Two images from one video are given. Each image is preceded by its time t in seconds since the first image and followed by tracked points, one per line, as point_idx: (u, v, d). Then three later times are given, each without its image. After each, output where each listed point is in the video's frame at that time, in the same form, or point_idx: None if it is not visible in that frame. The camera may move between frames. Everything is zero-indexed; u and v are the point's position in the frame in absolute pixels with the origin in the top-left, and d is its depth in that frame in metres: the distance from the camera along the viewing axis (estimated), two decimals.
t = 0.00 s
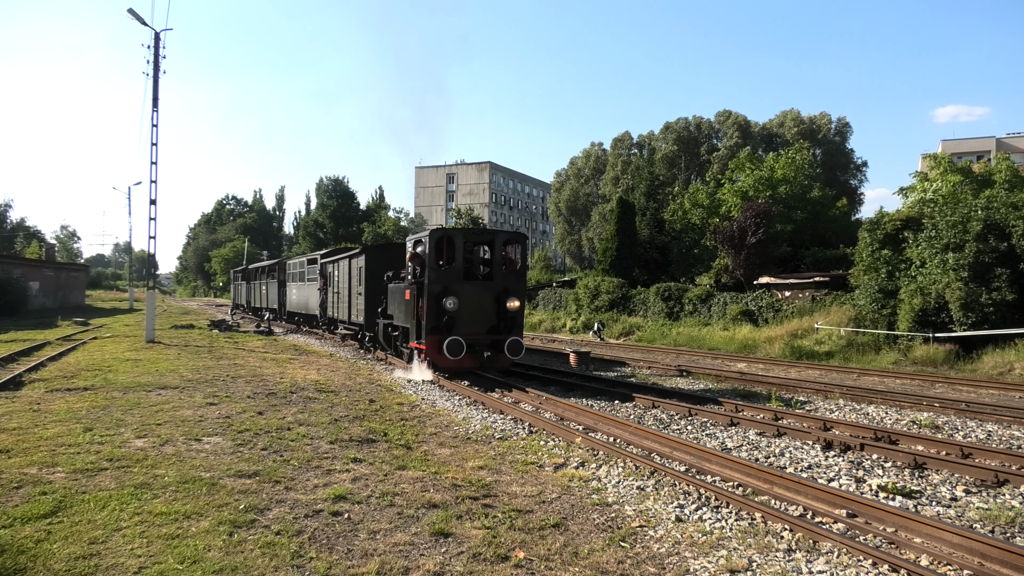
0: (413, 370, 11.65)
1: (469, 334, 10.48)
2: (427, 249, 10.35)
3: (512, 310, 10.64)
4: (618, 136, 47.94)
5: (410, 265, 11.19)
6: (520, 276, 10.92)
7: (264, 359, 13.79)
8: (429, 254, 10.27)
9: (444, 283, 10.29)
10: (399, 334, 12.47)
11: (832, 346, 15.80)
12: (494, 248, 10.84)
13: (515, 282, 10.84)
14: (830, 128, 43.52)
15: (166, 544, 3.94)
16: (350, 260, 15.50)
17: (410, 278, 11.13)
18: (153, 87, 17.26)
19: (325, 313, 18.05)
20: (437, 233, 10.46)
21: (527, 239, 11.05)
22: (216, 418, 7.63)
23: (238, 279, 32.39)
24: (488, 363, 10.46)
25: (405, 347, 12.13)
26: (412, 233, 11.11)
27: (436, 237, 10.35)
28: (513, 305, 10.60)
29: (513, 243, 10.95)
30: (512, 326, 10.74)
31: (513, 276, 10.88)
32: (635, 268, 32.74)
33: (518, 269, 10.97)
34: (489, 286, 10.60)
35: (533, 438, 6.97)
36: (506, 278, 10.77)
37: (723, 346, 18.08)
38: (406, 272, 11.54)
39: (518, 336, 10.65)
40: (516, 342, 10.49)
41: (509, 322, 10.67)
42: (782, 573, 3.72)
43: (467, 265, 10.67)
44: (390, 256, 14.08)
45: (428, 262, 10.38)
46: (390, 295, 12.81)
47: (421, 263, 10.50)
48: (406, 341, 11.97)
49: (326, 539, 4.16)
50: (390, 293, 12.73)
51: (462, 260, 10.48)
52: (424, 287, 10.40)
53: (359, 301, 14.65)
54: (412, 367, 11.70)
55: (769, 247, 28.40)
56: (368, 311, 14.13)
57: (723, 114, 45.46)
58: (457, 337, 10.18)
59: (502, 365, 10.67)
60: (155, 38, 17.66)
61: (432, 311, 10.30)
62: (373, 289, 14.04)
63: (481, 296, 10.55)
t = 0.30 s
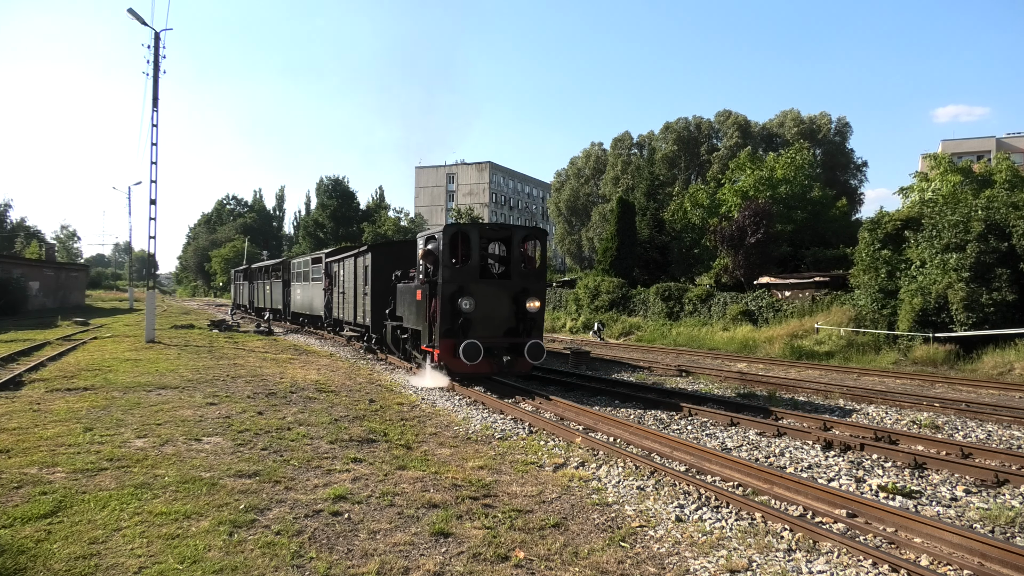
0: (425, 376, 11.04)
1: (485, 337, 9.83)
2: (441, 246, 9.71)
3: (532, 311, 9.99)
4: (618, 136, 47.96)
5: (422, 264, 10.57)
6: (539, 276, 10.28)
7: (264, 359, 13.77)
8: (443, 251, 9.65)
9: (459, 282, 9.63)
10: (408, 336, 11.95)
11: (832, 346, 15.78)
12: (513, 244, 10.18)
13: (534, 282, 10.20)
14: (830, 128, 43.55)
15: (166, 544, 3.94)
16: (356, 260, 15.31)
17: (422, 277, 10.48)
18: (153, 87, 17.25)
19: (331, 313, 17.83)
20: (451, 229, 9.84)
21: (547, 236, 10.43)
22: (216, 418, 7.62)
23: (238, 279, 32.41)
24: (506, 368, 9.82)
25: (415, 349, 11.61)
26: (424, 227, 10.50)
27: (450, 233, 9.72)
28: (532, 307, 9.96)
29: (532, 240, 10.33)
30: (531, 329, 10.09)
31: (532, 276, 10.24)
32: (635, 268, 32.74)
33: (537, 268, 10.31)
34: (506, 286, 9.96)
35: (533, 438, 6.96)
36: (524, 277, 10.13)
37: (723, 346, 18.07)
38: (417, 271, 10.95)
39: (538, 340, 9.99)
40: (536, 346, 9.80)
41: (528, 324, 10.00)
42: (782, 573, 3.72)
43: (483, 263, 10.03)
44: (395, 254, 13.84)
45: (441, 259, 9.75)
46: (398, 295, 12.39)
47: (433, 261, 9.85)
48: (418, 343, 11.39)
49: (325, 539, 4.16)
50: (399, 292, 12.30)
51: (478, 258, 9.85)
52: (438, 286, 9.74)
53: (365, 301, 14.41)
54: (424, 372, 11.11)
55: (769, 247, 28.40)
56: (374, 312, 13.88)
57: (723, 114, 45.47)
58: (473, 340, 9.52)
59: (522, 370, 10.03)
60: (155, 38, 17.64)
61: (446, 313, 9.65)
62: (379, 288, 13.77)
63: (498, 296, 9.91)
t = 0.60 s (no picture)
0: (437, 382, 10.41)
1: (502, 340, 9.28)
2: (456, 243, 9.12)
3: (552, 313, 9.48)
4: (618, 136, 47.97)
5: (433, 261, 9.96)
6: (559, 275, 9.77)
7: (264, 359, 13.76)
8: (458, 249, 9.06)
9: (476, 282, 9.06)
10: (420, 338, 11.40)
11: (832, 346, 15.76)
12: (531, 242, 9.65)
13: (554, 281, 9.69)
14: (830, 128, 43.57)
15: (166, 544, 3.94)
16: (362, 258, 14.90)
17: (433, 276, 9.87)
18: (153, 87, 17.24)
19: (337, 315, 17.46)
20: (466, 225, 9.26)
21: (566, 233, 9.93)
22: (216, 418, 7.62)
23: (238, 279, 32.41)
24: (525, 374, 9.26)
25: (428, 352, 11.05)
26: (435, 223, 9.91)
27: (465, 229, 9.14)
28: (552, 308, 9.45)
29: (551, 237, 9.81)
30: (551, 331, 9.57)
31: (551, 275, 9.73)
32: (635, 268, 32.75)
33: (556, 268, 9.80)
34: (525, 286, 9.43)
35: (533, 438, 6.96)
36: (543, 277, 9.61)
37: (723, 346, 18.06)
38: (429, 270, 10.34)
39: (558, 343, 9.47)
40: (557, 350, 9.26)
41: (547, 327, 9.50)
42: (782, 573, 3.72)
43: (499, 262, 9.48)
44: (402, 252, 13.44)
45: (455, 257, 9.15)
46: (408, 295, 11.85)
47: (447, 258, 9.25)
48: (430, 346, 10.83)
49: (326, 539, 4.16)
50: (409, 292, 11.78)
51: (494, 256, 9.29)
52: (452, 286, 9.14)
53: (372, 301, 14.03)
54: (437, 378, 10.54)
55: (769, 247, 28.40)
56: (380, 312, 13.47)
57: (723, 114, 45.48)
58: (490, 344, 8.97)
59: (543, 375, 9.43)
60: (155, 38, 17.64)
61: (461, 315, 9.06)
62: (386, 287, 13.35)
63: (516, 297, 9.37)
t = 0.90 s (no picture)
0: (448, 386, 9.87)
1: (526, 343, 8.51)
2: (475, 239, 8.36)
3: (579, 314, 8.68)
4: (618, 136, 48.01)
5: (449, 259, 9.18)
6: (586, 273, 9.00)
7: (264, 359, 13.76)
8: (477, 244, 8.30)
9: (496, 280, 8.29)
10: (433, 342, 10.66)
11: (832, 346, 15.76)
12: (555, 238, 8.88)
13: (581, 280, 8.92)
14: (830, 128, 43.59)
15: (166, 544, 3.94)
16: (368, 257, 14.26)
17: (449, 274, 9.08)
18: (153, 87, 17.25)
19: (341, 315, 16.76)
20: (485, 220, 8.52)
21: (593, 227, 9.14)
22: (217, 418, 7.62)
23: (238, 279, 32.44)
24: (552, 381, 8.45)
25: (442, 356, 10.32)
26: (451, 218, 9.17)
27: (485, 224, 8.39)
28: (579, 308, 8.67)
29: (577, 232, 9.04)
30: (577, 334, 8.78)
31: (577, 273, 8.95)
32: (635, 268, 32.78)
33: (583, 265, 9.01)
34: (549, 285, 8.66)
35: (533, 438, 6.96)
36: (569, 275, 8.84)
37: (723, 346, 18.06)
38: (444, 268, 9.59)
39: (585, 347, 8.69)
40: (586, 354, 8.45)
41: (574, 329, 8.71)
42: (782, 573, 3.72)
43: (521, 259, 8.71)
44: (411, 249, 12.79)
45: (474, 254, 8.39)
46: (419, 295, 11.11)
47: (465, 255, 8.48)
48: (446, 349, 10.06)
49: (326, 539, 4.16)
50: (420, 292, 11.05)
51: (516, 252, 8.53)
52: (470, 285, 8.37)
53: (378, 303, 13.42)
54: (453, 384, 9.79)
55: (770, 247, 28.40)
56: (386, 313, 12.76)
57: (723, 114, 45.50)
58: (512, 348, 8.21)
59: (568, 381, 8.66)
60: (155, 38, 17.62)
61: (481, 316, 8.29)
62: (393, 287, 12.66)
63: (540, 297, 8.60)
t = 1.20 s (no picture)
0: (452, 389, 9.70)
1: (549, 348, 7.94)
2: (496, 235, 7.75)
3: (607, 316, 8.07)
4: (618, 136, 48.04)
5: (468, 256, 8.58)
6: (614, 272, 8.37)
7: (264, 359, 13.77)
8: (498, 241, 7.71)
9: (519, 280, 7.71)
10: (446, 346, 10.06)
11: (832, 346, 15.76)
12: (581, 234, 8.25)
13: (608, 280, 8.30)
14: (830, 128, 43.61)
15: (166, 544, 3.94)
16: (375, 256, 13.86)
17: (467, 273, 8.48)
18: (153, 87, 17.26)
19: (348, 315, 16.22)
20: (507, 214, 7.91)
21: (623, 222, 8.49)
22: (217, 418, 7.63)
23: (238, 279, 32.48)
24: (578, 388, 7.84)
25: (457, 361, 9.70)
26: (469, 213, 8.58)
27: (507, 219, 7.79)
28: (607, 310, 8.06)
29: (606, 227, 8.38)
30: (604, 337, 8.19)
31: (604, 272, 8.32)
32: (635, 268, 32.80)
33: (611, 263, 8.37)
34: (575, 284, 8.07)
35: (533, 438, 6.97)
36: (595, 275, 8.23)
37: (723, 346, 18.07)
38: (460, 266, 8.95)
39: (613, 352, 8.11)
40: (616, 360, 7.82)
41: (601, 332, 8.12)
42: (782, 573, 3.72)
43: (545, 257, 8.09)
44: (421, 249, 12.44)
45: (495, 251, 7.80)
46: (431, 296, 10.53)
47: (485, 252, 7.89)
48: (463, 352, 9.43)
49: (326, 540, 4.16)
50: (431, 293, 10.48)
51: (540, 250, 7.93)
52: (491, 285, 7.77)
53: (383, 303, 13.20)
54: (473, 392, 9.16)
55: (770, 247, 28.39)
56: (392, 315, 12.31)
57: (723, 114, 45.51)
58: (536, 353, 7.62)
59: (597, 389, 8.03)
60: (155, 38, 17.62)
61: (502, 319, 7.71)
62: (402, 288, 12.24)
63: (565, 297, 8.00)
